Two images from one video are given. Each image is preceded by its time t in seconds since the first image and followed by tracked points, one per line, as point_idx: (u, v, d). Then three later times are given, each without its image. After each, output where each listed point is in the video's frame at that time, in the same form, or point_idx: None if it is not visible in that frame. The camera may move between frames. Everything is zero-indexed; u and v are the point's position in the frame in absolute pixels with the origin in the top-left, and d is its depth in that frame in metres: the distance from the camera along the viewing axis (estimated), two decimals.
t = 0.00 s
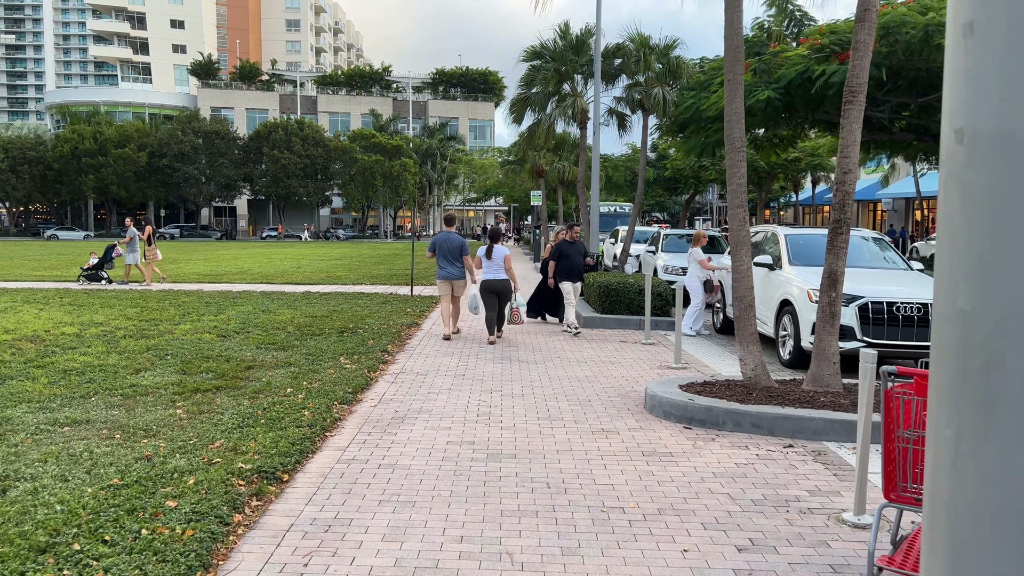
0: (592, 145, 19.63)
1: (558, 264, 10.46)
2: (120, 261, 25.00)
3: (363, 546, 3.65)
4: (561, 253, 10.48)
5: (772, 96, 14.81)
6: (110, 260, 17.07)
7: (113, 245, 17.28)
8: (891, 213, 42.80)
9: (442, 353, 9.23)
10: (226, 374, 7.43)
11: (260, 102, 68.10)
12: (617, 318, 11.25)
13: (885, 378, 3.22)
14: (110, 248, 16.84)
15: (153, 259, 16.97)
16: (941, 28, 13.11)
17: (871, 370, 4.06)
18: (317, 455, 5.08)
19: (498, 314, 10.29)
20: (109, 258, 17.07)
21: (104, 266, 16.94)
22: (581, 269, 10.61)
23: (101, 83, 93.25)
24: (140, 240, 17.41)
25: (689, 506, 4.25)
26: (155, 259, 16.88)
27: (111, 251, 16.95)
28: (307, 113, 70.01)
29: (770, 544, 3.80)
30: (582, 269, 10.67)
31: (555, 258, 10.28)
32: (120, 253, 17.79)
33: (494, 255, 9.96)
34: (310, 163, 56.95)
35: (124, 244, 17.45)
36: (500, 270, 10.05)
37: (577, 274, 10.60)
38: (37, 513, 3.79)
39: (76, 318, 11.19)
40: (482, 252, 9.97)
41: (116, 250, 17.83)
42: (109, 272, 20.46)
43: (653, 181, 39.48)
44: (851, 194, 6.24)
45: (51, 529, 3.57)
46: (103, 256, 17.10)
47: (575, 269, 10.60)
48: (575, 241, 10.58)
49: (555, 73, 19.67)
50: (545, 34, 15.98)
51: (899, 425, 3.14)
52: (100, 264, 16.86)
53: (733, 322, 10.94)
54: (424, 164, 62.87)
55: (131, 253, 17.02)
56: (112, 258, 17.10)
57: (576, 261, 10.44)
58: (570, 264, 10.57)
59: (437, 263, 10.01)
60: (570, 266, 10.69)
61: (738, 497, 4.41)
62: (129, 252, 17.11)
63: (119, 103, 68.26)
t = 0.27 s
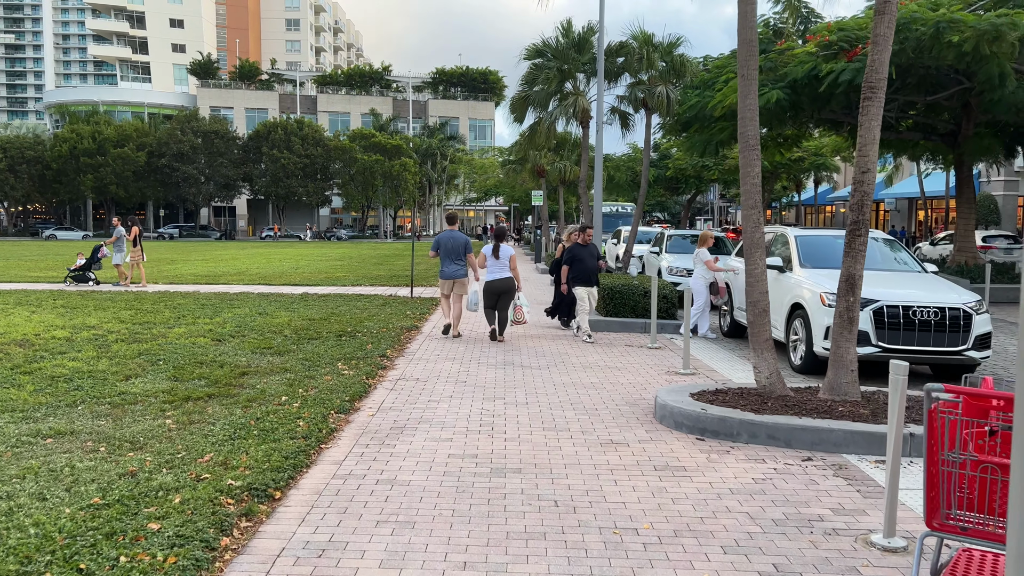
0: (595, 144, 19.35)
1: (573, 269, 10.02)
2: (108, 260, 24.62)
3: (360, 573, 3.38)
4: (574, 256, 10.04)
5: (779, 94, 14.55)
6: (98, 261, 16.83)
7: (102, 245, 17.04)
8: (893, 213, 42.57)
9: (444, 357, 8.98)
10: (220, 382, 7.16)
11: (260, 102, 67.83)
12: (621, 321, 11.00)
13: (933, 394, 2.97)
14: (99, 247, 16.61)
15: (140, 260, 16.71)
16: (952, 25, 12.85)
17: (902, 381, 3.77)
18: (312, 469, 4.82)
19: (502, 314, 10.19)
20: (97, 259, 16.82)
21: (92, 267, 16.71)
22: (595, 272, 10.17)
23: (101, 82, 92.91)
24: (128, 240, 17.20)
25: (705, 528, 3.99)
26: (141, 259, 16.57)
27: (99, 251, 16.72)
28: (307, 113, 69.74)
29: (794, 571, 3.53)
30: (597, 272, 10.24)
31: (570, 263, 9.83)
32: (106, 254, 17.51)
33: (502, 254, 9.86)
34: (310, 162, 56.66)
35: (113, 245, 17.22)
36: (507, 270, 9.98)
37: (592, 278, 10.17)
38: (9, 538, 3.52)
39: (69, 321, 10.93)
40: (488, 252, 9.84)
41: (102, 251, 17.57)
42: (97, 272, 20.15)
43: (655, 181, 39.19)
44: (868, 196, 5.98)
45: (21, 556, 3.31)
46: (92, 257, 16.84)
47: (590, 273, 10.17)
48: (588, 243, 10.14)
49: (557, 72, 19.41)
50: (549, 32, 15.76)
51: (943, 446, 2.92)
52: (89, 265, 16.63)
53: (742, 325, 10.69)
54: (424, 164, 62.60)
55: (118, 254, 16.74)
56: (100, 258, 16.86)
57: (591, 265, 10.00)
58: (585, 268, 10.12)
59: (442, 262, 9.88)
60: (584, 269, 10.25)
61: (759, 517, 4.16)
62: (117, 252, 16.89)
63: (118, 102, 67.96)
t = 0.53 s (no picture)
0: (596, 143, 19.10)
1: (582, 269, 9.43)
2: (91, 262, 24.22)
3: None
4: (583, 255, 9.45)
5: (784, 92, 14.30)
6: (85, 261, 16.60)
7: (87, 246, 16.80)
8: (895, 213, 42.38)
9: (443, 361, 8.72)
10: (210, 388, 6.90)
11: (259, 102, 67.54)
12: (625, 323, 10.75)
13: (980, 409, 2.83)
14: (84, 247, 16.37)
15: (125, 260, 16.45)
16: (962, 21, 12.60)
17: (932, 393, 3.51)
18: (304, 482, 4.56)
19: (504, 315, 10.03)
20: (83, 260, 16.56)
21: (78, 268, 16.47)
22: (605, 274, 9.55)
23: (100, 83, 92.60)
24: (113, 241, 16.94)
25: (722, 547, 3.74)
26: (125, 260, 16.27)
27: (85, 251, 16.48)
28: (306, 113, 69.47)
29: None
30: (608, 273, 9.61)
31: (577, 263, 9.27)
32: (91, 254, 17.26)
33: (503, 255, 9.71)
34: (309, 162, 56.39)
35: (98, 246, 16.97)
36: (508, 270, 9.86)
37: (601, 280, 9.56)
38: None
39: (60, 324, 10.67)
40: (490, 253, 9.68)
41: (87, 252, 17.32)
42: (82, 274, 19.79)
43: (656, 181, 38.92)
44: (885, 194, 5.72)
45: None
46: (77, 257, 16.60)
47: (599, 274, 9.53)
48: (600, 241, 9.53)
49: (558, 70, 19.16)
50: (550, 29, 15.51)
51: (990, 468, 2.78)
52: (74, 266, 16.39)
53: (749, 328, 10.43)
54: (424, 164, 62.34)
55: (103, 254, 16.49)
56: (86, 259, 16.61)
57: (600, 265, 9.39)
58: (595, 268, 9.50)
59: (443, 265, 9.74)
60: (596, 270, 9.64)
61: (777, 535, 3.91)
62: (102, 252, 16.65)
63: (117, 102, 67.67)
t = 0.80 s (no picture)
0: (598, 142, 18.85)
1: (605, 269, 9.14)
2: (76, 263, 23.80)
3: None
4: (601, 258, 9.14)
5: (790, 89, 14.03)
6: (71, 261, 16.36)
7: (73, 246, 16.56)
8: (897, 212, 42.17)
9: (442, 365, 8.47)
10: (198, 394, 6.64)
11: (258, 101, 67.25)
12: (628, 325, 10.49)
13: None
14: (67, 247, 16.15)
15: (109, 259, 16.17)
16: (971, 16, 12.34)
17: (967, 409, 3.24)
18: (293, 498, 4.31)
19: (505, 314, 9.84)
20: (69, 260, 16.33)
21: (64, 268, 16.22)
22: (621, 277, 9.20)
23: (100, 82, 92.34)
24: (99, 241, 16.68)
25: (738, 569, 3.50)
26: (107, 260, 15.97)
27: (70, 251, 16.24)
28: (306, 112, 69.19)
29: None
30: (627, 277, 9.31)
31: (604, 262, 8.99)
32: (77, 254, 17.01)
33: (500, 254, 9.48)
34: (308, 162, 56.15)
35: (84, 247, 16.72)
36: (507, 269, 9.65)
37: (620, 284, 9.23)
38: None
39: (51, 326, 10.43)
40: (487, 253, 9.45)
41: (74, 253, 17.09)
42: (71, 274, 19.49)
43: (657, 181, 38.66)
44: (903, 192, 5.45)
45: None
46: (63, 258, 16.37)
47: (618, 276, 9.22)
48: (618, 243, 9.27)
49: (559, 68, 18.91)
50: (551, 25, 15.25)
51: None
52: (60, 266, 16.15)
53: (755, 330, 10.16)
54: (424, 164, 62.07)
55: (87, 254, 16.24)
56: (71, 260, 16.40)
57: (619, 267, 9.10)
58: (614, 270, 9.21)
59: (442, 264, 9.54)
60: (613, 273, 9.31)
61: (797, 555, 3.66)
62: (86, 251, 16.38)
63: (115, 102, 67.42)
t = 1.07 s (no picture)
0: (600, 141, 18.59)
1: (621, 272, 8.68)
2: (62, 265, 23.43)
3: None
4: (618, 261, 8.70)
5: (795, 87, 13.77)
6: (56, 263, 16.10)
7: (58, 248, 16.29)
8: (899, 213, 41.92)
9: (442, 370, 8.21)
10: (187, 402, 6.38)
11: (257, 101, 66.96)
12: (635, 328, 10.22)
13: None
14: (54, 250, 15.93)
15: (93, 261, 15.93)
16: (982, 12, 12.07)
17: (1008, 427, 2.95)
18: (281, 517, 4.05)
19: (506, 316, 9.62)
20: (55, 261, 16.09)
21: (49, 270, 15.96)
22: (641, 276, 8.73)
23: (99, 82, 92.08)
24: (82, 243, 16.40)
25: None
26: (90, 262, 15.67)
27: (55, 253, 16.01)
28: (305, 112, 68.92)
29: None
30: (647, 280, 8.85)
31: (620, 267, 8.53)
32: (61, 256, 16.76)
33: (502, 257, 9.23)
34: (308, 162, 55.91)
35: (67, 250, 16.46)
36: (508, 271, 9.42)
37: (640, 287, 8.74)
38: None
39: (40, 330, 10.18)
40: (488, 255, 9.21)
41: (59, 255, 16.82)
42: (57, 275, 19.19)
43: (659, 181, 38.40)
44: (923, 193, 5.20)
45: None
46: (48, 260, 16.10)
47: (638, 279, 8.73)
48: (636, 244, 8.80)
49: (560, 66, 18.64)
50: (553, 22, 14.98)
51: None
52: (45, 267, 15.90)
53: (762, 334, 9.91)
54: (423, 164, 61.81)
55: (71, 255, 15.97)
56: (58, 261, 16.15)
57: (638, 271, 8.65)
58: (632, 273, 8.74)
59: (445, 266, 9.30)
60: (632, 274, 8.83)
61: None
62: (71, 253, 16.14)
63: (114, 102, 67.14)
